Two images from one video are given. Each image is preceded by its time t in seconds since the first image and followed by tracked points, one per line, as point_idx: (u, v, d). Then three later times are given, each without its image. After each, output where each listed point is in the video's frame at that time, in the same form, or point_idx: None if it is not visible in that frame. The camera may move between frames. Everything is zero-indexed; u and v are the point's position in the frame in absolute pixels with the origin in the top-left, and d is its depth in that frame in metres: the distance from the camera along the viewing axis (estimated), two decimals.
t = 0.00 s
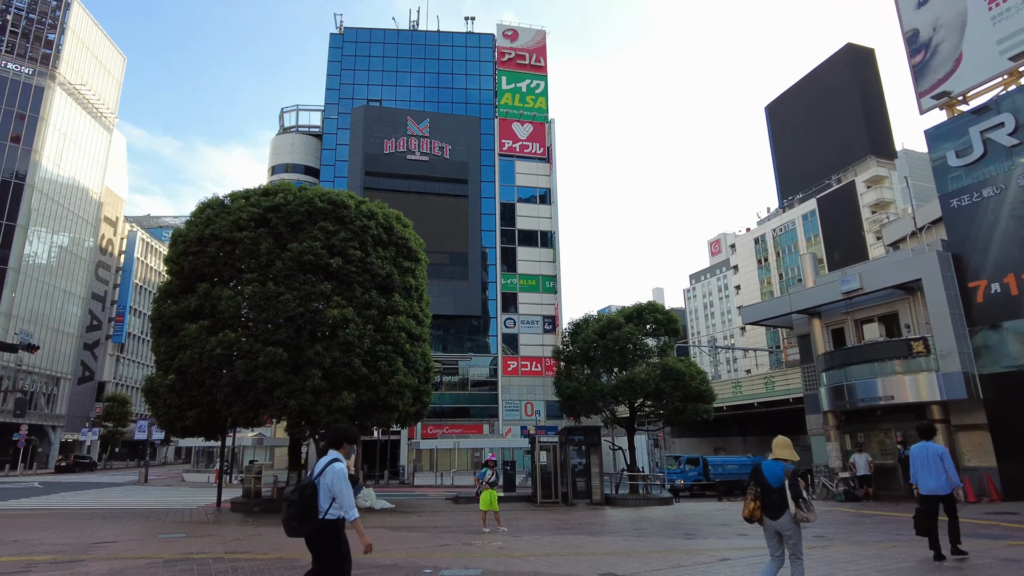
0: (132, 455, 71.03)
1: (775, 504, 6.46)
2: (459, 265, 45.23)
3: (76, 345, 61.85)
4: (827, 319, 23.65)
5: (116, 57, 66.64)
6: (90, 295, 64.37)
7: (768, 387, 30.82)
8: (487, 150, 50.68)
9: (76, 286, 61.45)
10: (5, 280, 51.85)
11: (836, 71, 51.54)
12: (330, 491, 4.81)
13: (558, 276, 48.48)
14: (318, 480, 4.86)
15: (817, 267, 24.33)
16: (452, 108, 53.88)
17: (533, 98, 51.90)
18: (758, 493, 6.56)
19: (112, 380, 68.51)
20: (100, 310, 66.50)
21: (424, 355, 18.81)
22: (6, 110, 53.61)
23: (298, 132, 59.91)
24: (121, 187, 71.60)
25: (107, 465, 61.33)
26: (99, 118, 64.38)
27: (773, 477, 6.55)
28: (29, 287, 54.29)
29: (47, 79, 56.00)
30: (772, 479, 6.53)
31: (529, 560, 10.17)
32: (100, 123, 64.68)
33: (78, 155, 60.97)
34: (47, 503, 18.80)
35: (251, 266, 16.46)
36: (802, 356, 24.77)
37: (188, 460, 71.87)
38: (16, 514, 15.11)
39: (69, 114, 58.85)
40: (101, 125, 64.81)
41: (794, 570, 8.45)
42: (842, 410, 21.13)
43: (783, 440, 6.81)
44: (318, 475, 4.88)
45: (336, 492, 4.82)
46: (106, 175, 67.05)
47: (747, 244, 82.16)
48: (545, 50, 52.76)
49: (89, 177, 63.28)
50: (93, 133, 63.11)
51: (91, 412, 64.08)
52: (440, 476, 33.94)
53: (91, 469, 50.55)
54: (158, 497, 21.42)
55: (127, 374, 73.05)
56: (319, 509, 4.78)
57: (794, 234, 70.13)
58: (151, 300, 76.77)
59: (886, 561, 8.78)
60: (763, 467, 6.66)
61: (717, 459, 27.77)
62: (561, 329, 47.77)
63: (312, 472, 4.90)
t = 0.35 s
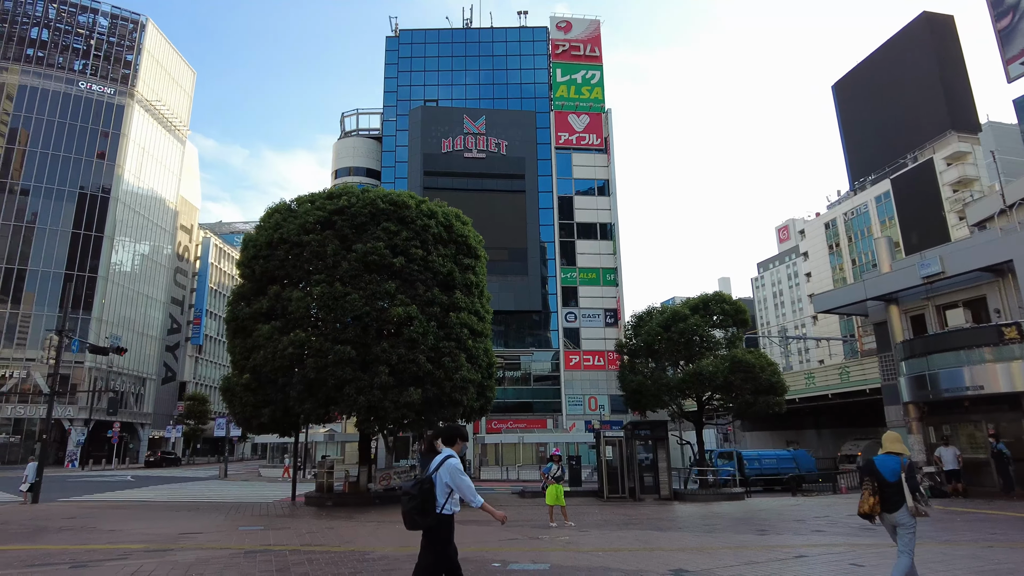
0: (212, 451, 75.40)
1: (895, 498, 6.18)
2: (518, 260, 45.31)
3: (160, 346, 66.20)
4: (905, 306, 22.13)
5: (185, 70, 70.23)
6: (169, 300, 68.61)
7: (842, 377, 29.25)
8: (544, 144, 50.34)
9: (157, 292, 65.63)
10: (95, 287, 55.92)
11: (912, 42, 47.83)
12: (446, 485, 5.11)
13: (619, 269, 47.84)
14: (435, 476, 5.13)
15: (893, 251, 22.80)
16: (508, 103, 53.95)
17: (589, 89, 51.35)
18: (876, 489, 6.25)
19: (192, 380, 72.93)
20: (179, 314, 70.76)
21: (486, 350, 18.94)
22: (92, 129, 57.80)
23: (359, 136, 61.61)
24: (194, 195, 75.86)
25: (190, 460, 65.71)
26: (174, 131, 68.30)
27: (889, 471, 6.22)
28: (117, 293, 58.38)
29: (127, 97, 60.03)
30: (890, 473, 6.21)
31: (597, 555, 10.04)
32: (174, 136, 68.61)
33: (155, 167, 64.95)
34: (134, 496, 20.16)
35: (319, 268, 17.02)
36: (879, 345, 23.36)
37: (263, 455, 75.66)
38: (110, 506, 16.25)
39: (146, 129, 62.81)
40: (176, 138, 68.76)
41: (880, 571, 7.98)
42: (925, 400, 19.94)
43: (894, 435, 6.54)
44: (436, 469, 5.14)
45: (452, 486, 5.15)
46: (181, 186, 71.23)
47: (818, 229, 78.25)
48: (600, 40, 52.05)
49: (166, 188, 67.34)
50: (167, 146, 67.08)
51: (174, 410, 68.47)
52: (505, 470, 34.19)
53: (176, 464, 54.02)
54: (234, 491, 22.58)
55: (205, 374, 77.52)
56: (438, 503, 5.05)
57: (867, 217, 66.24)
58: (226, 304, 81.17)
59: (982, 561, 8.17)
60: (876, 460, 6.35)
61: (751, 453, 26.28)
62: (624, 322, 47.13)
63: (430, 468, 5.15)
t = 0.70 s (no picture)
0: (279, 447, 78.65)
1: (1009, 491, 5.85)
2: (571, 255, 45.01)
3: (227, 347, 69.49)
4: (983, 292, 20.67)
5: (243, 79, 72.99)
6: (236, 302, 71.90)
7: (915, 368, 27.58)
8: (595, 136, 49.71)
9: (224, 294, 68.88)
10: (166, 291, 59.26)
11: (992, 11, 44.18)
12: (545, 475, 5.44)
13: (675, 260, 46.70)
14: (537, 465, 5.54)
15: (969, 234, 21.21)
16: (557, 97, 53.57)
17: (640, 79, 50.32)
18: (984, 480, 6.01)
19: (260, 378, 76.31)
20: (245, 315, 74.08)
21: (541, 345, 18.89)
22: (161, 141, 61.18)
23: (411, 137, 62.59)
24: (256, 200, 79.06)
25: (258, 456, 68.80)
26: (235, 140, 71.36)
27: (1003, 462, 5.94)
28: (187, 296, 61.66)
29: (191, 109, 63.34)
30: (1002, 466, 5.93)
31: (659, 551, 9.83)
32: (236, 144, 71.62)
33: (219, 175, 68.06)
34: (206, 490, 21.21)
35: (376, 267, 17.35)
36: (953, 334, 21.96)
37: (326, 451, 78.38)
38: (187, 499, 17.16)
39: (210, 138, 66.00)
40: (237, 146, 71.81)
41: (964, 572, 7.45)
42: (1008, 391, 18.75)
43: (1013, 427, 6.26)
44: (537, 459, 5.55)
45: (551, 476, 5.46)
46: (243, 193, 74.39)
47: (885, 214, 74.08)
48: (650, 28, 50.85)
49: (230, 195, 70.49)
50: (229, 154, 70.14)
51: (242, 408, 71.84)
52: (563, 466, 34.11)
53: (245, 459, 56.68)
54: (298, 486, 23.38)
55: (271, 373, 80.90)
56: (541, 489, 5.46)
57: (937, 199, 62.12)
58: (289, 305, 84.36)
59: None
60: (990, 452, 6.07)
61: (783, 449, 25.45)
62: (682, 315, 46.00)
63: (531, 459, 5.60)
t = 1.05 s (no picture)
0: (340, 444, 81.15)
1: None
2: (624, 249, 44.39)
3: (288, 347, 72.09)
4: None
5: (296, 86, 75.27)
6: (296, 304, 74.53)
7: (994, 359, 25.80)
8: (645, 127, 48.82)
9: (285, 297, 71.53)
10: (229, 295, 61.99)
11: None
12: (649, 477, 5.47)
13: (731, 252, 45.27)
14: (638, 466, 5.56)
15: None
16: (605, 90, 52.91)
17: (690, 67, 48.73)
18: None
19: (320, 377, 78.95)
20: (305, 316, 76.70)
21: (595, 341, 18.65)
22: (221, 150, 64.01)
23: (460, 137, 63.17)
24: (312, 205, 81.67)
25: (319, 453, 71.19)
26: (291, 146, 73.83)
27: None
28: (249, 299, 64.37)
29: (248, 117, 66.02)
30: None
31: (721, 549, 9.52)
32: (291, 150, 74.07)
33: (277, 181, 70.62)
34: (271, 486, 22.06)
35: (429, 267, 17.58)
36: None
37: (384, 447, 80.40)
38: (254, 494, 17.89)
39: (267, 145, 68.60)
40: (293, 152, 74.31)
41: None
42: None
43: None
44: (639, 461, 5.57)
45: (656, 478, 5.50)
46: (300, 198, 76.94)
47: (955, 196, 69.68)
48: (699, 15, 49.29)
49: (288, 200, 72.99)
50: (286, 160, 72.67)
51: (304, 406, 74.44)
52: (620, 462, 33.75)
53: (307, 456, 58.79)
54: (357, 482, 24.00)
55: (330, 372, 83.51)
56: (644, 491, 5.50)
57: (1016, 179, 57.78)
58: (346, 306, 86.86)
59: None
60: None
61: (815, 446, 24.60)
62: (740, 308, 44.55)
63: (633, 460, 5.64)
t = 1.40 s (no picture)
0: (398, 441, 83.01)
1: None
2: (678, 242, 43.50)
3: (347, 347, 74.07)
4: None
5: (348, 91, 77.13)
6: (354, 305, 76.57)
7: None
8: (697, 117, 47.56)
9: (343, 298, 73.60)
10: (289, 297, 64.27)
11: None
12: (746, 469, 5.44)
13: (791, 243, 43.49)
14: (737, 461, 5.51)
15: None
16: (655, 81, 51.93)
17: (743, 54, 47.22)
18: None
19: (377, 376, 80.96)
20: (362, 316, 78.74)
21: (649, 337, 18.30)
22: (278, 157, 66.43)
23: (509, 135, 63.38)
24: (366, 207, 83.73)
25: (379, 450, 73.02)
26: (344, 151, 75.75)
27: None
28: (308, 301, 66.57)
29: (302, 125, 68.23)
30: None
31: (785, 549, 9.13)
32: (345, 154, 76.02)
33: (333, 186, 72.69)
34: (333, 482, 22.71)
35: (481, 266, 17.63)
36: None
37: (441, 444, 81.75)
38: (317, 491, 18.46)
39: (322, 151, 70.75)
40: (346, 157, 76.26)
41: None
42: None
43: None
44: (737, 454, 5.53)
45: (751, 470, 5.52)
46: (355, 201, 78.95)
47: None
48: None
49: (343, 204, 74.99)
50: (341, 165, 74.67)
51: (363, 404, 76.51)
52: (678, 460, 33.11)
53: (366, 453, 60.39)
54: (415, 479, 24.38)
55: (388, 370, 85.51)
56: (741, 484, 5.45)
57: None
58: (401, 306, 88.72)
59: None
60: None
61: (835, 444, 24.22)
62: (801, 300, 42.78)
63: (725, 453, 5.54)
